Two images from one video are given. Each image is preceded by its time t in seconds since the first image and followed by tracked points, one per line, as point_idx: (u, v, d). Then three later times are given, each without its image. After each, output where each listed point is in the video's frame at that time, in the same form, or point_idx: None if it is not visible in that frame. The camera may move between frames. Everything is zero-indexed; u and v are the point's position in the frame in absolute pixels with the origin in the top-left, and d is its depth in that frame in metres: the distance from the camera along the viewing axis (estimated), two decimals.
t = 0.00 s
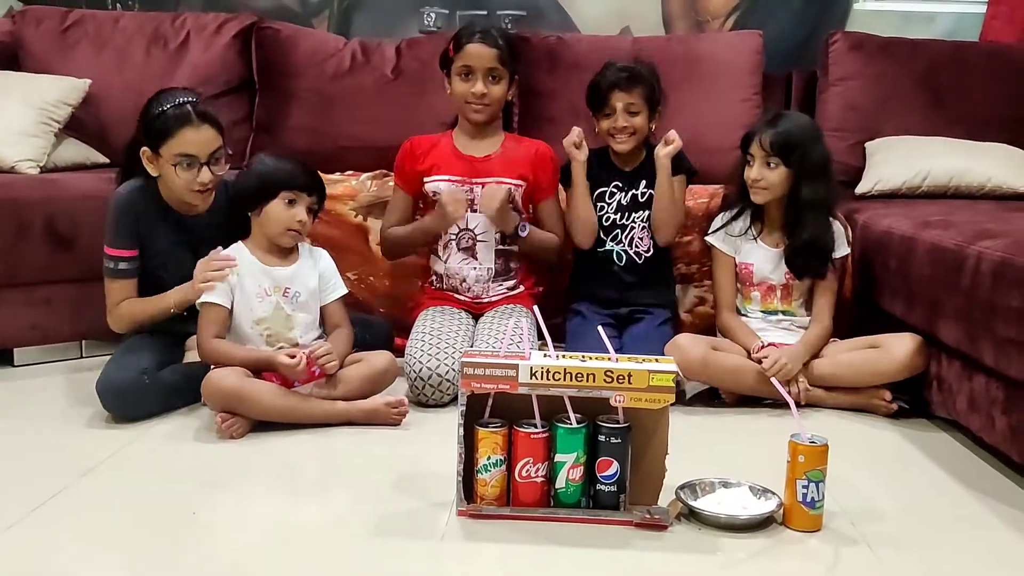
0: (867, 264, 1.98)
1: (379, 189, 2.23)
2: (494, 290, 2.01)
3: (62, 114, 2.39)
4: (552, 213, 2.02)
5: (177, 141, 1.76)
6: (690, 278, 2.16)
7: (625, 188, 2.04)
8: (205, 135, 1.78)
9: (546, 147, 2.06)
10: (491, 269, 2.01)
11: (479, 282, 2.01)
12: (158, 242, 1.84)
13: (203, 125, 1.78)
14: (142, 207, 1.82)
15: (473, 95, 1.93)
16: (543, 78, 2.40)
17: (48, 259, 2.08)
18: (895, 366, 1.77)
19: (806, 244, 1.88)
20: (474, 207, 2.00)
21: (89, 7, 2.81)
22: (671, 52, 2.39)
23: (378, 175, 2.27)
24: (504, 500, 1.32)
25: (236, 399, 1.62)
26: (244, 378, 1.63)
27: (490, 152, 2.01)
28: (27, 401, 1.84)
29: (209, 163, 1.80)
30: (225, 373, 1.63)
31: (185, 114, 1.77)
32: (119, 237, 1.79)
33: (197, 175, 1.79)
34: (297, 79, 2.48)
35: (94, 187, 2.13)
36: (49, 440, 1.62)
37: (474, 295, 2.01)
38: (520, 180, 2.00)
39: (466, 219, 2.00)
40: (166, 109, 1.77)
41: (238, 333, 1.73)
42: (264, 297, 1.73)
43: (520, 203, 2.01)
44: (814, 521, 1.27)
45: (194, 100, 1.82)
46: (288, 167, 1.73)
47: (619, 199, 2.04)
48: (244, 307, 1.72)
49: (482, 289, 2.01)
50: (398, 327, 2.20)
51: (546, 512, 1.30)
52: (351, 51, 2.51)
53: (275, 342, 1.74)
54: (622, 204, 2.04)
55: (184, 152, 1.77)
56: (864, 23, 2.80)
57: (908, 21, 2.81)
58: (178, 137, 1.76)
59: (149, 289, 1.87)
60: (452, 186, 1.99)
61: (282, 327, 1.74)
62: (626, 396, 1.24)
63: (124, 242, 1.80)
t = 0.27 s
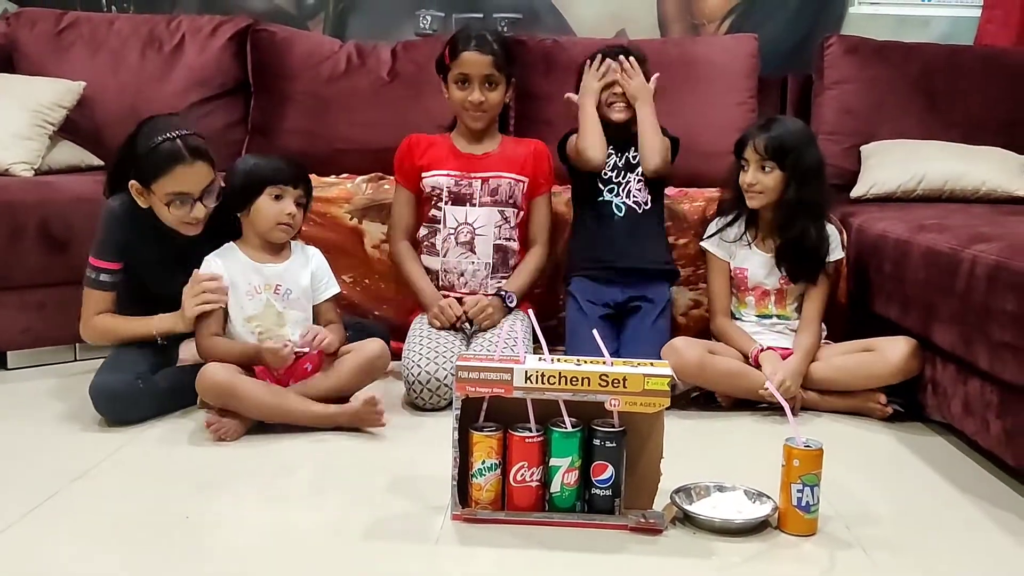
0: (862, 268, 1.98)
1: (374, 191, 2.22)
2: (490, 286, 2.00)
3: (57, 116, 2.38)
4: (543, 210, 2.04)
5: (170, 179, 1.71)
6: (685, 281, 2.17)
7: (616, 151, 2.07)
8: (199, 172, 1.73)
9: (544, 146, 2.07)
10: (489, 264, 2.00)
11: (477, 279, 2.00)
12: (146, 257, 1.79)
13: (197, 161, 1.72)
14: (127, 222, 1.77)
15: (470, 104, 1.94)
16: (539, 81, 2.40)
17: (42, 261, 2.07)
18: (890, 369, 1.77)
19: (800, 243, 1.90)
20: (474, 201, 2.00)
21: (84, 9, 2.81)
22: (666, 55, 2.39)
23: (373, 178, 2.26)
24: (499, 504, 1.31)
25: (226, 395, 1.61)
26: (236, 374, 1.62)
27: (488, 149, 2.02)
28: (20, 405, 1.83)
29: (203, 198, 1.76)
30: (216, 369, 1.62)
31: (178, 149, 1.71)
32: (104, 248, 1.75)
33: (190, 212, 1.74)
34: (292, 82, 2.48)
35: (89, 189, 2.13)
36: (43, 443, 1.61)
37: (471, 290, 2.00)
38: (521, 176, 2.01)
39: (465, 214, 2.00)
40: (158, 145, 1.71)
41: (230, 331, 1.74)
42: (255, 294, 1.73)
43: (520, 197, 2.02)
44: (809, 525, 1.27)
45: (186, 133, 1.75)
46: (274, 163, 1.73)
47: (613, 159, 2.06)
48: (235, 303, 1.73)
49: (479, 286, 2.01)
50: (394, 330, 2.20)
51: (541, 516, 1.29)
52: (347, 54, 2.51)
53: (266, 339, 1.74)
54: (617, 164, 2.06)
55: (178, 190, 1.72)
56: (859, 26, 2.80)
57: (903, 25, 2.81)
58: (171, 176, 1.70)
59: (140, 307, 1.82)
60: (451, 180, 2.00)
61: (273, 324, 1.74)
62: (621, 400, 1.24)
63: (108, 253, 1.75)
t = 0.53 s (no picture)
0: (858, 272, 1.99)
1: (371, 195, 2.22)
2: (490, 294, 2.00)
3: (53, 118, 2.38)
4: (545, 217, 2.04)
5: (164, 191, 1.69)
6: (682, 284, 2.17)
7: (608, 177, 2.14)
8: (194, 184, 1.71)
9: (545, 152, 2.07)
10: (488, 272, 2.00)
11: (476, 286, 2.00)
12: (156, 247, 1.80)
13: (192, 174, 1.71)
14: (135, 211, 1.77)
15: (460, 109, 1.95)
16: (536, 84, 2.40)
17: (38, 264, 2.07)
18: (885, 371, 1.77)
19: (795, 243, 1.90)
20: (473, 209, 2.00)
21: (80, 12, 2.81)
22: (663, 59, 2.40)
23: (370, 182, 2.26)
24: (495, 507, 1.31)
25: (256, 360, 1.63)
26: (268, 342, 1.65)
27: (488, 155, 2.01)
28: (16, 408, 1.83)
29: (196, 209, 1.74)
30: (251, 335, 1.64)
31: (175, 160, 1.69)
32: (116, 230, 1.75)
33: (184, 223, 1.73)
34: (289, 84, 2.48)
35: (85, 192, 2.13)
36: (39, 446, 1.61)
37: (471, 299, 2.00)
38: (519, 181, 2.00)
39: (464, 222, 2.00)
40: (154, 156, 1.69)
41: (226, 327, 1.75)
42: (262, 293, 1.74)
43: (520, 206, 2.01)
44: (805, 528, 1.27)
45: (183, 144, 1.73)
46: (286, 172, 1.71)
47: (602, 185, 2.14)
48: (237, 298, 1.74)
49: (480, 293, 2.00)
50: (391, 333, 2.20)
51: (538, 518, 1.29)
52: (343, 57, 2.51)
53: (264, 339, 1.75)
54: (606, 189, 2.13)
55: (172, 202, 1.70)
56: (855, 29, 2.81)
57: (898, 28, 2.82)
58: (166, 187, 1.69)
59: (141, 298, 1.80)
60: (449, 188, 2.00)
61: (271, 325, 1.76)
62: (617, 403, 1.24)
63: (119, 236, 1.75)
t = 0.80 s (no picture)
0: (852, 272, 1.99)
1: (366, 194, 2.22)
2: (482, 296, 2.00)
3: (47, 118, 2.37)
4: (541, 217, 2.05)
5: (161, 188, 1.68)
6: (676, 284, 2.18)
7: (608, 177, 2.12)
8: (191, 180, 1.70)
9: (539, 154, 2.06)
10: (479, 274, 2.00)
11: (466, 288, 2.00)
12: (148, 255, 1.79)
13: (189, 170, 1.70)
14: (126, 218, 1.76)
15: (453, 108, 1.95)
16: (530, 84, 2.41)
17: (31, 264, 2.06)
18: (878, 370, 1.78)
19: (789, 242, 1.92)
20: (464, 210, 1.99)
21: (73, 11, 2.80)
22: (657, 58, 2.40)
23: (364, 181, 2.27)
24: (489, 506, 1.31)
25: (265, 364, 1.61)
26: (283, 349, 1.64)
27: (483, 157, 2.01)
28: (9, 408, 1.82)
29: (194, 207, 1.72)
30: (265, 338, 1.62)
31: (171, 158, 1.69)
32: (108, 244, 1.75)
33: (182, 220, 1.71)
34: (283, 84, 2.48)
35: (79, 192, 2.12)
36: (32, 446, 1.60)
37: (462, 300, 2.00)
38: (517, 185, 2.00)
39: (455, 223, 2.00)
40: (151, 154, 1.69)
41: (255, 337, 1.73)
42: (292, 310, 1.72)
43: (511, 207, 2.01)
44: (798, 526, 1.27)
45: (178, 141, 1.73)
46: (319, 189, 1.65)
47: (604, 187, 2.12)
48: (270, 310, 1.71)
49: (469, 294, 2.00)
50: (386, 333, 2.19)
51: (532, 517, 1.30)
52: (338, 56, 2.51)
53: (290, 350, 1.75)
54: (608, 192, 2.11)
55: (169, 199, 1.69)
56: (849, 29, 2.82)
57: (891, 29, 2.83)
58: (162, 184, 1.68)
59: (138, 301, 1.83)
60: (441, 189, 2.00)
61: (300, 340, 1.75)
62: (610, 402, 1.24)
63: (111, 250, 1.75)
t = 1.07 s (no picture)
0: (841, 270, 2.01)
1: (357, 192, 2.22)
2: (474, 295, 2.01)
3: (37, 117, 2.37)
4: (529, 216, 2.05)
5: (157, 186, 1.68)
6: (667, 281, 2.19)
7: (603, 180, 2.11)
8: (186, 177, 1.70)
9: (529, 151, 2.08)
10: (472, 273, 2.01)
11: (460, 288, 2.01)
12: (134, 254, 1.79)
13: (184, 167, 1.70)
14: (116, 216, 1.76)
15: (453, 102, 1.95)
16: (521, 82, 2.41)
17: (22, 262, 2.06)
18: (867, 367, 1.79)
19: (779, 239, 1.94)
20: (458, 211, 2.00)
21: (64, 10, 2.80)
22: (647, 57, 2.41)
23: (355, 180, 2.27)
24: (480, 502, 1.32)
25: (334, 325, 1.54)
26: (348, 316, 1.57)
27: (473, 157, 2.02)
28: None
29: (189, 204, 1.72)
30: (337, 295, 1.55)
31: (166, 155, 1.69)
32: (93, 244, 1.75)
33: (177, 217, 1.71)
34: (274, 82, 2.48)
35: (70, 190, 2.12)
36: (24, 445, 1.60)
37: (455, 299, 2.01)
38: (512, 187, 2.02)
39: (449, 224, 2.00)
40: (147, 151, 1.69)
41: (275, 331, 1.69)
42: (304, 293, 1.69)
43: (504, 208, 2.02)
44: (786, 521, 1.29)
45: (172, 139, 1.73)
46: (319, 174, 1.66)
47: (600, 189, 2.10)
48: (279, 299, 1.68)
49: (463, 294, 2.01)
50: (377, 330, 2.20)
51: (523, 513, 1.30)
52: (329, 54, 2.52)
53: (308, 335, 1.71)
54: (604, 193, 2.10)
55: (164, 195, 1.69)
56: (838, 28, 2.83)
57: (880, 27, 2.85)
58: (157, 181, 1.68)
59: (123, 298, 1.83)
60: (434, 191, 2.00)
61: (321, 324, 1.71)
62: (601, 398, 1.25)
63: (96, 250, 1.75)
